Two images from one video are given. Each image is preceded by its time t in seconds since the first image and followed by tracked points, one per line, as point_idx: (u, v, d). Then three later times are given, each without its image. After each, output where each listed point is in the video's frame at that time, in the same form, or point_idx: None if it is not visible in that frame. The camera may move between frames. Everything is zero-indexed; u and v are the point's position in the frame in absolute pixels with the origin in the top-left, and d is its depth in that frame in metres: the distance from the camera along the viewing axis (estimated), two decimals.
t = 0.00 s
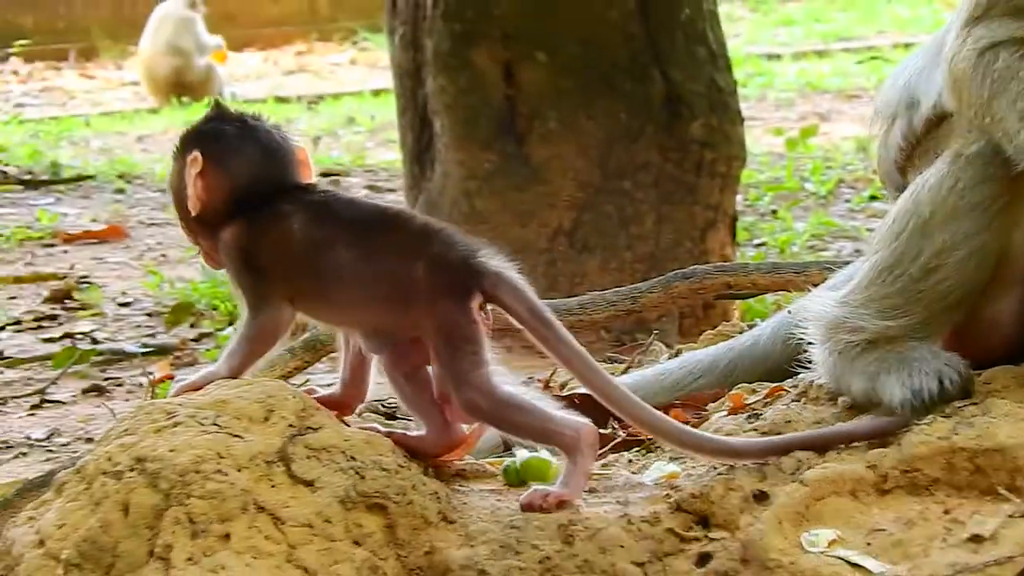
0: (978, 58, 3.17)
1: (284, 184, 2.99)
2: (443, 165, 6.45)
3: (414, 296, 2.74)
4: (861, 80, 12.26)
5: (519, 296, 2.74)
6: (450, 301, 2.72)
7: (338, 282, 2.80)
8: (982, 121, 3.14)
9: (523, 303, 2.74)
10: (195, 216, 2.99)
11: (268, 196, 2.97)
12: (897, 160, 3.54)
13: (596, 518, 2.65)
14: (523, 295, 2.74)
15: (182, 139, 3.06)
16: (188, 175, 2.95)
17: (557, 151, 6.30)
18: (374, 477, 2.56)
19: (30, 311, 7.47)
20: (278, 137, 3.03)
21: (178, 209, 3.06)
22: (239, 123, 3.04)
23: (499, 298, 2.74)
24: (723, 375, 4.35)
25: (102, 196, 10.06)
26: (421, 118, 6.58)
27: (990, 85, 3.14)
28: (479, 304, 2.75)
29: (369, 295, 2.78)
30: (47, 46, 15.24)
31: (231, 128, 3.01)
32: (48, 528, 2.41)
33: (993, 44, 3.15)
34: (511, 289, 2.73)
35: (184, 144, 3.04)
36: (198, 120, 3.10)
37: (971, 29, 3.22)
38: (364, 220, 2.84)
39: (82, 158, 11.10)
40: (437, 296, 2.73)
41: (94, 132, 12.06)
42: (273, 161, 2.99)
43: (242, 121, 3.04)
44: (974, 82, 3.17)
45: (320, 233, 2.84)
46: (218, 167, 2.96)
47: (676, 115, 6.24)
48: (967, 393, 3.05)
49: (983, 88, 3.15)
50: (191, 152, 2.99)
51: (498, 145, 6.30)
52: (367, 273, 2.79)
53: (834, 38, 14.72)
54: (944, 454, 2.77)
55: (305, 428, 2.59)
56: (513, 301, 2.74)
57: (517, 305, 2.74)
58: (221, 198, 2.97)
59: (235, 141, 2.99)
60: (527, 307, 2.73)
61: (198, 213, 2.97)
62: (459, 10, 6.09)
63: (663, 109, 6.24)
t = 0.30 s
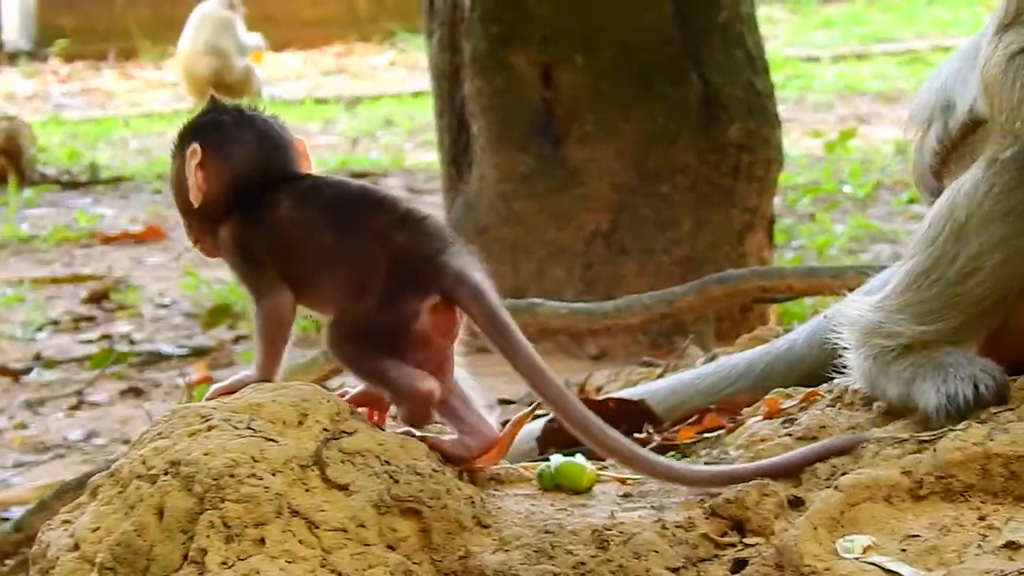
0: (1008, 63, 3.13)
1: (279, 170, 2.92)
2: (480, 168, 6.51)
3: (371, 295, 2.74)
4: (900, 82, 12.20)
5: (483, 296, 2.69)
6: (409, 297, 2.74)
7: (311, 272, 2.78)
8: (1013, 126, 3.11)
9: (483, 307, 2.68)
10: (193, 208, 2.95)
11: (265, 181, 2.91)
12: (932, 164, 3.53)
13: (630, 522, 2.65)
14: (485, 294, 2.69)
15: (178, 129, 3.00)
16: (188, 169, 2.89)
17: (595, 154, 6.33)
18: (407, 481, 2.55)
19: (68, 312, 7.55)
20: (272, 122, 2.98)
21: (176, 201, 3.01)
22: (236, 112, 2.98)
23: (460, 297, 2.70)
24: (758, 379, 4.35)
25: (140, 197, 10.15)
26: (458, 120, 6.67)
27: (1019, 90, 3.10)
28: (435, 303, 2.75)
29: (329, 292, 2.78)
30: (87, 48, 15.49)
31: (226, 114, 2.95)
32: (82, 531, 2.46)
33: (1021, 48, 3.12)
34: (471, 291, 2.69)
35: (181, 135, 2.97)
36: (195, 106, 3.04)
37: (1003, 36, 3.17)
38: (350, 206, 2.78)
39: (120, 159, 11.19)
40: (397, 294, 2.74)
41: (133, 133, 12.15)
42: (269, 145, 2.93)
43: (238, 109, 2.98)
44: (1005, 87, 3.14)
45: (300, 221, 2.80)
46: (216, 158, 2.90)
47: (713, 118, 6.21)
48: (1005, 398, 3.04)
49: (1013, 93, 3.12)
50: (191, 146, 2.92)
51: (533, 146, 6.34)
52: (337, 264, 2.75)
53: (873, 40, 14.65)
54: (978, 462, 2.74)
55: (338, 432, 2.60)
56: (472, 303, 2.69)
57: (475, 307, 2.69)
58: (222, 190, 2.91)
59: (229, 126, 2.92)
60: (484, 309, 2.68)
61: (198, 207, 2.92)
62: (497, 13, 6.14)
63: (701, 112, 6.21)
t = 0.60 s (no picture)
0: None
1: (309, 172, 2.88)
2: (517, 170, 6.52)
3: (380, 318, 2.70)
4: (938, 83, 12.11)
5: (490, 339, 2.65)
6: (414, 327, 2.71)
7: (326, 282, 2.73)
8: None
9: (485, 351, 2.64)
10: (224, 203, 2.92)
11: (297, 180, 2.87)
12: (968, 165, 3.50)
13: (666, 526, 2.64)
14: (493, 336, 2.66)
15: (212, 121, 2.97)
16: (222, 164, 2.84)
17: (633, 156, 6.33)
18: (441, 485, 2.55)
19: (104, 314, 7.61)
20: (305, 121, 2.94)
21: (208, 194, 2.98)
22: (270, 108, 2.94)
23: (467, 337, 2.67)
24: (794, 382, 4.33)
25: (176, 199, 10.23)
26: (495, 122, 6.73)
27: None
28: (440, 340, 2.73)
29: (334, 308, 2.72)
30: (124, 50, 15.65)
31: (261, 110, 2.91)
32: (116, 534, 2.49)
33: None
34: (477, 333, 2.66)
35: (214, 129, 2.93)
36: (231, 98, 3.00)
37: None
38: (373, 221, 2.75)
39: (157, 161, 11.27)
40: (407, 320, 2.71)
41: (170, 135, 12.23)
42: (303, 145, 2.89)
43: (273, 105, 2.94)
44: None
45: (322, 228, 2.76)
46: (247, 154, 2.86)
47: (751, 120, 6.18)
48: None
49: None
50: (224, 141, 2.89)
51: (569, 148, 6.32)
52: (351, 279, 2.72)
53: (912, 41, 14.56)
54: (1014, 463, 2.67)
55: (372, 435, 2.60)
56: (474, 345, 2.66)
57: (479, 350, 2.65)
58: (253, 188, 2.87)
59: (262, 124, 2.89)
60: (487, 352, 2.64)
61: (229, 202, 2.89)
62: (534, 14, 6.12)
63: (739, 112, 6.18)
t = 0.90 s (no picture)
0: None
1: (333, 175, 2.89)
2: (540, 172, 6.54)
3: (387, 326, 2.72)
4: (962, 86, 12.07)
5: (495, 356, 2.66)
6: (425, 340, 2.72)
7: (342, 289, 2.74)
8: None
9: (490, 367, 2.65)
10: (247, 201, 2.93)
11: (321, 181, 2.88)
12: (992, 169, 3.49)
13: (689, 530, 2.65)
14: (500, 353, 2.67)
15: (239, 118, 2.98)
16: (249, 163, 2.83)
17: (656, 158, 6.33)
18: (464, 488, 2.57)
19: (127, 316, 7.66)
20: (333, 121, 2.95)
21: (233, 191, 3.00)
22: (299, 108, 2.94)
23: (471, 352, 2.67)
24: (816, 385, 4.34)
25: (199, 201, 10.28)
26: (518, 125, 6.75)
27: None
28: (444, 354, 2.72)
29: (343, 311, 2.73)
30: (148, 52, 15.73)
31: (290, 109, 2.92)
32: (138, 537, 2.52)
33: None
34: (483, 349, 2.67)
35: (240, 126, 2.94)
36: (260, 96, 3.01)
37: None
38: (390, 228, 2.77)
39: (180, 162, 11.32)
40: (416, 329, 2.73)
41: (194, 136, 12.29)
42: (329, 146, 2.90)
43: (301, 105, 2.95)
44: None
45: (341, 231, 2.78)
46: (272, 152, 2.86)
47: (774, 122, 6.18)
48: None
49: None
50: (250, 140, 2.89)
51: (593, 151, 6.34)
52: (363, 283, 2.73)
53: (935, 43, 14.51)
54: None
55: (394, 438, 2.62)
56: (480, 360, 2.66)
57: (484, 366, 2.66)
58: (279, 188, 2.88)
59: (290, 123, 2.90)
60: (492, 368, 2.65)
61: (252, 200, 2.89)
62: (558, 16, 6.15)
63: (763, 115, 6.18)
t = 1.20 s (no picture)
0: None
1: (336, 183, 2.87)
2: (555, 175, 6.56)
3: (387, 338, 2.72)
4: (978, 88, 12.03)
5: (495, 374, 2.66)
6: (425, 355, 2.71)
7: (346, 300, 2.74)
8: None
9: (492, 385, 2.66)
10: (251, 212, 2.92)
11: (324, 188, 2.86)
12: (1006, 172, 3.49)
13: (704, 533, 2.63)
14: (501, 371, 2.67)
15: (241, 126, 2.96)
16: (256, 171, 2.80)
17: (672, 160, 6.32)
18: (479, 491, 2.58)
19: (142, 318, 7.68)
20: (336, 128, 2.93)
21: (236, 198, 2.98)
22: (303, 116, 2.93)
23: (472, 368, 2.67)
24: (832, 388, 4.33)
25: (214, 203, 10.31)
26: (534, 127, 6.76)
27: None
28: (443, 368, 2.71)
29: (344, 323, 2.75)
30: (164, 53, 15.78)
31: (293, 117, 2.91)
32: (152, 541, 2.53)
33: None
34: (483, 366, 2.66)
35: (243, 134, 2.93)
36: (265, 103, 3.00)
37: None
38: (391, 239, 2.76)
39: (196, 164, 11.35)
40: (415, 342, 2.72)
41: (209, 138, 12.34)
42: (332, 152, 2.88)
43: (305, 112, 2.94)
44: None
45: (345, 242, 2.76)
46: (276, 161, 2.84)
47: (790, 124, 6.16)
48: None
49: None
50: (253, 148, 2.88)
51: (609, 153, 6.36)
52: (365, 296, 2.73)
53: (951, 46, 14.46)
54: None
55: (409, 442, 2.63)
56: (483, 377, 2.66)
57: (485, 381, 2.66)
58: (283, 194, 2.86)
59: (293, 129, 2.88)
60: (491, 384, 2.65)
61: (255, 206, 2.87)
62: (574, 18, 6.17)
63: (778, 117, 6.17)
